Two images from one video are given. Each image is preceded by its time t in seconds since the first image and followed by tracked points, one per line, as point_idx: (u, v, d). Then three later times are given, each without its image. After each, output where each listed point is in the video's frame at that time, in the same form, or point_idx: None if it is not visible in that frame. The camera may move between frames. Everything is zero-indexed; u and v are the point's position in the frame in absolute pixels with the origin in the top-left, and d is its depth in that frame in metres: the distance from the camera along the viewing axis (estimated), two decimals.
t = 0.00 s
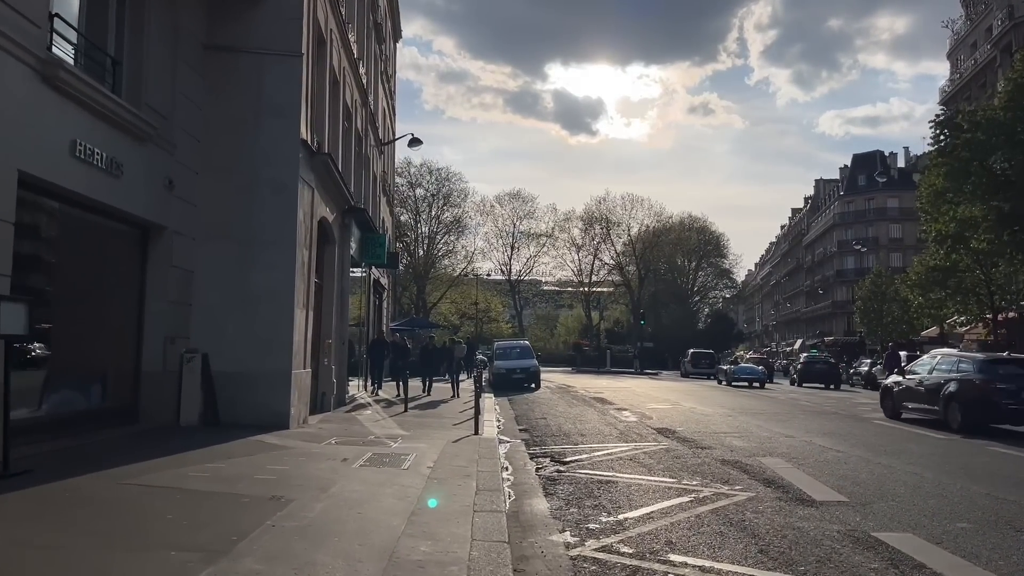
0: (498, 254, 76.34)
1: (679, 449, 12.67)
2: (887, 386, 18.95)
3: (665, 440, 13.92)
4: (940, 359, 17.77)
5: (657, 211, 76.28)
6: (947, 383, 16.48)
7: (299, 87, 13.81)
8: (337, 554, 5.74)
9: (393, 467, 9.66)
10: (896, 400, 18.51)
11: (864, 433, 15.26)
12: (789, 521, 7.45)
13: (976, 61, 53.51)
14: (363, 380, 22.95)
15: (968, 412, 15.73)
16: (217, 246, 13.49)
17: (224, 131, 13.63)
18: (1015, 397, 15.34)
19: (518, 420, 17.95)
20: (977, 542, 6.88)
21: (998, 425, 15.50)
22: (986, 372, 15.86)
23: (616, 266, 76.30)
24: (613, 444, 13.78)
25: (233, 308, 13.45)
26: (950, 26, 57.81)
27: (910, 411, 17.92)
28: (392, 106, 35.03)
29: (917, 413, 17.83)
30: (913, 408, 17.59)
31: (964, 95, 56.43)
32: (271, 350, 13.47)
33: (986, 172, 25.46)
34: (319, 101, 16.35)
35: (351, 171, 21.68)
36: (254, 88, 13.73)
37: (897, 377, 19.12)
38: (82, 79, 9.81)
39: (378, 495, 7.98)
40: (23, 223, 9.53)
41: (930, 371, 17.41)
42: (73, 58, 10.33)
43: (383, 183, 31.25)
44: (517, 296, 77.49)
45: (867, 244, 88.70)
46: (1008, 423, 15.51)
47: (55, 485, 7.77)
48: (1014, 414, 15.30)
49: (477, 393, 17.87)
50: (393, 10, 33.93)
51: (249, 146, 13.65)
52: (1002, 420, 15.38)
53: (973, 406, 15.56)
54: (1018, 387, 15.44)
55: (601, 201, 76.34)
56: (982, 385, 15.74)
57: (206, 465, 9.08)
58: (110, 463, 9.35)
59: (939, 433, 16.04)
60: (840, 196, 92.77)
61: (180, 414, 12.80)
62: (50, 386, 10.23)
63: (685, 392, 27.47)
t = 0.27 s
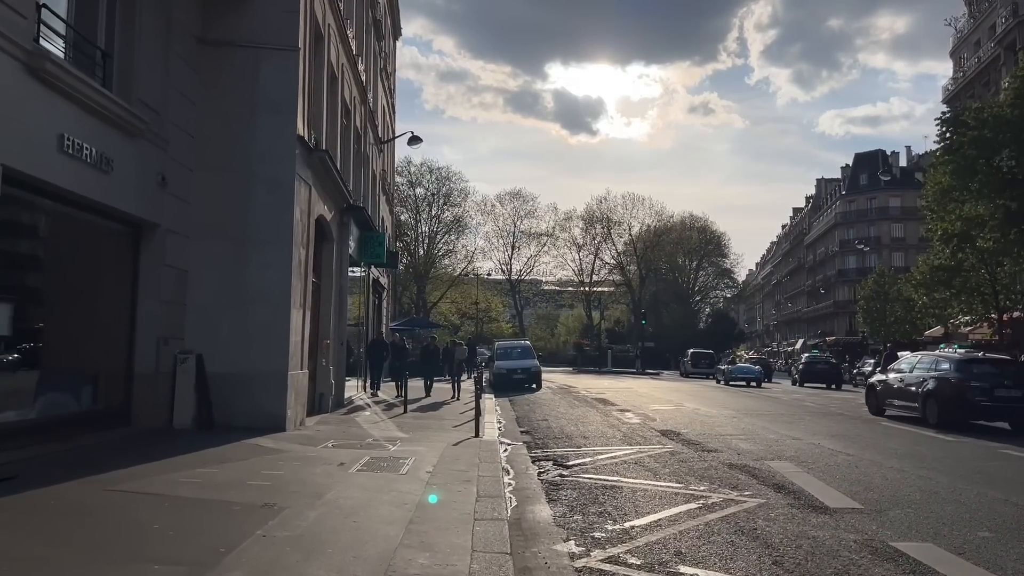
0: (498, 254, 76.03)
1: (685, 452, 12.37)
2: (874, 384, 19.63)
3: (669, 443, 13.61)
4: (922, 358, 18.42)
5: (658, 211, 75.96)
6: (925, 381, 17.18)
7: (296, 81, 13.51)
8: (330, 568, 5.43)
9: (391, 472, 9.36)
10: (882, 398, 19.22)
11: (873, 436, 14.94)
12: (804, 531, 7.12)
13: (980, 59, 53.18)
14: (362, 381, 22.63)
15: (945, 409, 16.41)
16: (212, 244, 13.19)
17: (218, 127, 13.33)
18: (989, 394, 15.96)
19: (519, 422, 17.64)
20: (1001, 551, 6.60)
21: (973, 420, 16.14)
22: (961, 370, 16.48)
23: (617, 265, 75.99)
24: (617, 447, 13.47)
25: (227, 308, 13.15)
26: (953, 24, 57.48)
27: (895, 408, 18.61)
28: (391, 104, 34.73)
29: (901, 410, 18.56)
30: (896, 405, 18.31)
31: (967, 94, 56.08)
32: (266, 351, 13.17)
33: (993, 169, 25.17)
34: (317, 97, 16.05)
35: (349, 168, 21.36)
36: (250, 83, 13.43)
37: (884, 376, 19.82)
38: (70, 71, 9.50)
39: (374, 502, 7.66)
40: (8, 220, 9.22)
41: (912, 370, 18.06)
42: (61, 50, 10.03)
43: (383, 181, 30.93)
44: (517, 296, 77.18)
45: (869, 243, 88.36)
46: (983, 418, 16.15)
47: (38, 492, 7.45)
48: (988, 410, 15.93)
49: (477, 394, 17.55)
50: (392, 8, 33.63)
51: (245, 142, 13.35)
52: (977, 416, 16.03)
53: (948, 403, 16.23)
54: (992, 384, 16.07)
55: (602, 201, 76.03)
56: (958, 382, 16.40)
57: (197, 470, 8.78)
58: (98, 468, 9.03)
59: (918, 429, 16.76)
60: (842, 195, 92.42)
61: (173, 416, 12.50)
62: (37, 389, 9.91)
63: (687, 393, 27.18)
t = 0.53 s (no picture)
0: (498, 253, 75.76)
1: (690, 453, 12.06)
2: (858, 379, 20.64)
3: (673, 443, 13.32)
4: (902, 354, 19.43)
5: (658, 210, 75.70)
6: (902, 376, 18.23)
7: (292, 74, 13.18)
8: None
9: (389, 474, 9.05)
10: (864, 393, 20.25)
11: (881, 436, 14.65)
12: (819, 536, 6.83)
13: (982, 57, 52.96)
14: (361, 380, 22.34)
15: (921, 404, 17.45)
16: (205, 240, 12.86)
17: (212, 120, 13.01)
18: (961, 388, 16.99)
19: (520, 422, 17.35)
20: None
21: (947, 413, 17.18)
22: (937, 366, 17.48)
23: (616, 265, 75.72)
24: (619, 447, 13.18)
25: (221, 305, 12.83)
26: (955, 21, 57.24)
27: (877, 402, 19.66)
28: (390, 101, 34.47)
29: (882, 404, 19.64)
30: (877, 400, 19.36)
31: (970, 92, 55.83)
32: (260, 349, 12.85)
33: (999, 166, 24.89)
34: (314, 91, 15.72)
35: (347, 165, 21.03)
36: (244, 75, 13.11)
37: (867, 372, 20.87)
38: (56, 59, 9.18)
39: (371, 505, 7.36)
40: None
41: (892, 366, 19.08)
42: (49, 38, 9.72)
43: (381, 178, 30.59)
44: (517, 296, 76.90)
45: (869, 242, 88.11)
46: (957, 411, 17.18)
47: (19, 496, 7.15)
48: (960, 403, 16.97)
49: (477, 393, 17.25)
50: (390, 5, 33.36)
51: (240, 136, 13.04)
52: (950, 409, 17.06)
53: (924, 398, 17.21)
54: (964, 379, 17.09)
55: (602, 200, 75.72)
56: (933, 378, 17.41)
57: (188, 472, 8.47)
58: (85, 470, 8.72)
59: (896, 422, 17.80)
60: (842, 195, 92.17)
61: (164, 416, 12.18)
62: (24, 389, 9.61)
63: (688, 392, 26.89)
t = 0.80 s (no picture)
0: (496, 253, 75.45)
1: (693, 456, 11.77)
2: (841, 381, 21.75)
3: (674, 446, 13.03)
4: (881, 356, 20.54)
5: (656, 210, 75.44)
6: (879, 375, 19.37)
7: (284, 69, 12.90)
8: None
9: (383, 480, 8.75)
10: (845, 392, 21.31)
11: (887, 439, 14.38)
12: (831, 547, 6.56)
13: (983, 56, 52.75)
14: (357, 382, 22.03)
15: (896, 401, 18.51)
16: (196, 239, 12.56)
17: (202, 116, 12.72)
18: (933, 386, 18.07)
19: (518, 424, 17.05)
20: None
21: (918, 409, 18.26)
22: (911, 365, 18.60)
23: (615, 265, 75.45)
24: (620, 451, 12.89)
25: (212, 306, 12.53)
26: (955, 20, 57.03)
27: (856, 400, 20.72)
28: (387, 99, 34.17)
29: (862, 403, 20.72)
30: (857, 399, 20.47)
31: (971, 91, 55.57)
32: (253, 350, 12.56)
33: (1002, 165, 24.69)
34: (308, 87, 15.42)
35: (343, 162, 20.71)
36: (235, 70, 12.81)
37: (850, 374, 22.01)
38: (39, 51, 8.87)
39: (364, 515, 7.06)
40: None
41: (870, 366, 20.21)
42: (33, 31, 9.43)
43: (378, 177, 30.32)
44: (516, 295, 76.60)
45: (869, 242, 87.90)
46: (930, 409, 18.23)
47: None
48: (932, 400, 18.03)
49: (475, 395, 16.95)
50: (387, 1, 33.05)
51: (230, 133, 12.74)
52: (921, 405, 18.16)
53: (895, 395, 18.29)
54: (936, 377, 18.19)
55: (601, 199, 75.42)
56: (907, 377, 18.53)
57: (175, 480, 8.17)
58: (67, 476, 8.42)
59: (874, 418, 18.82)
60: (841, 194, 91.96)
61: (153, 420, 11.86)
62: (8, 393, 9.30)
63: (688, 393, 26.62)
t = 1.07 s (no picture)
0: (491, 253, 75.14)
1: (692, 457, 11.48)
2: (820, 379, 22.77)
3: (672, 446, 12.75)
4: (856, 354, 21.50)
5: (652, 209, 75.20)
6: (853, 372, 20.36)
7: (273, 59, 12.58)
8: None
9: (372, 482, 8.43)
10: (822, 387, 22.31)
11: (888, 439, 14.13)
12: (838, 552, 6.28)
13: (979, 55, 52.61)
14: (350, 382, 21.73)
15: (867, 397, 19.50)
16: (182, 234, 12.24)
17: (189, 107, 12.40)
18: (901, 383, 19.05)
19: (513, 424, 16.76)
20: None
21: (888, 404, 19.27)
22: (881, 363, 19.56)
23: (610, 264, 75.19)
24: (617, 451, 12.61)
25: (199, 302, 12.21)
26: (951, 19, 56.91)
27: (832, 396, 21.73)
28: (381, 96, 33.84)
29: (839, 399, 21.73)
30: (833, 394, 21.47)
31: (966, 89, 55.41)
32: (241, 348, 12.24)
33: (1001, 161, 24.40)
34: (299, 79, 15.09)
35: (335, 158, 20.39)
36: (223, 61, 12.50)
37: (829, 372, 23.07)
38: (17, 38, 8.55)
39: (351, 519, 6.77)
40: None
41: (845, 364, 21.20)
42: (13, 19, 9.10)
43: (372, 175, 30.02)
44: (511, 295, 76.30)
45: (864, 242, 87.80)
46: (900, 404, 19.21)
47: None
48: (901, 396, 19.03)
49: (468, 395, 16.66)
50: None
51: (218, 125, 12.43)
52: (890, 400, 19.15)
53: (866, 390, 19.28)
54: (904, 374, 19.15)
55: (596, 199, 75.20)
56: (878, 374, 19.51)
57: (154, 483, 7.86)
58: (44, 477, 8.11)
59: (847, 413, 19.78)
60: (836, 194, 91.87)
61: (138, 419, 11.55)
62: None
63: (684, 392, 26.36)
